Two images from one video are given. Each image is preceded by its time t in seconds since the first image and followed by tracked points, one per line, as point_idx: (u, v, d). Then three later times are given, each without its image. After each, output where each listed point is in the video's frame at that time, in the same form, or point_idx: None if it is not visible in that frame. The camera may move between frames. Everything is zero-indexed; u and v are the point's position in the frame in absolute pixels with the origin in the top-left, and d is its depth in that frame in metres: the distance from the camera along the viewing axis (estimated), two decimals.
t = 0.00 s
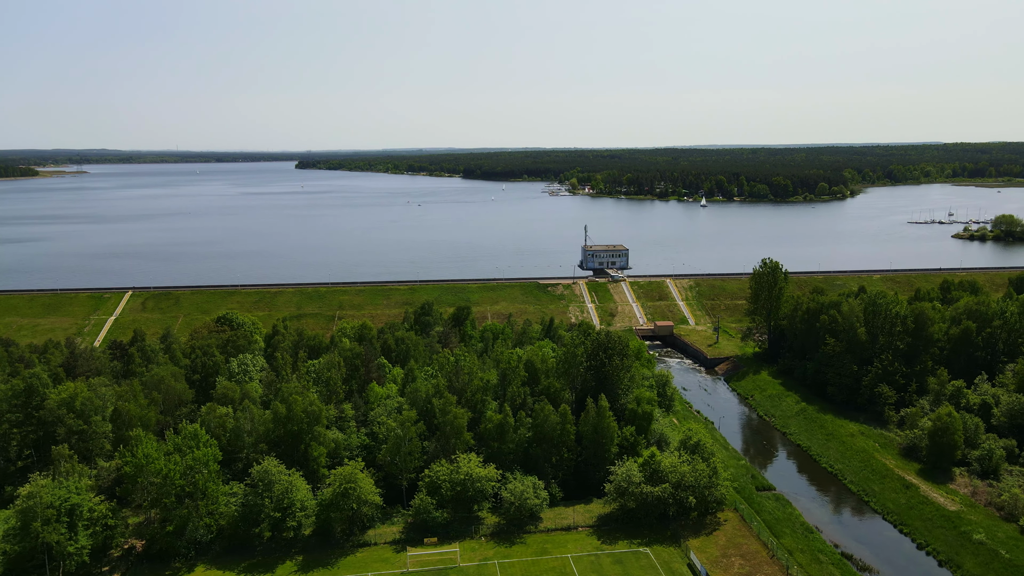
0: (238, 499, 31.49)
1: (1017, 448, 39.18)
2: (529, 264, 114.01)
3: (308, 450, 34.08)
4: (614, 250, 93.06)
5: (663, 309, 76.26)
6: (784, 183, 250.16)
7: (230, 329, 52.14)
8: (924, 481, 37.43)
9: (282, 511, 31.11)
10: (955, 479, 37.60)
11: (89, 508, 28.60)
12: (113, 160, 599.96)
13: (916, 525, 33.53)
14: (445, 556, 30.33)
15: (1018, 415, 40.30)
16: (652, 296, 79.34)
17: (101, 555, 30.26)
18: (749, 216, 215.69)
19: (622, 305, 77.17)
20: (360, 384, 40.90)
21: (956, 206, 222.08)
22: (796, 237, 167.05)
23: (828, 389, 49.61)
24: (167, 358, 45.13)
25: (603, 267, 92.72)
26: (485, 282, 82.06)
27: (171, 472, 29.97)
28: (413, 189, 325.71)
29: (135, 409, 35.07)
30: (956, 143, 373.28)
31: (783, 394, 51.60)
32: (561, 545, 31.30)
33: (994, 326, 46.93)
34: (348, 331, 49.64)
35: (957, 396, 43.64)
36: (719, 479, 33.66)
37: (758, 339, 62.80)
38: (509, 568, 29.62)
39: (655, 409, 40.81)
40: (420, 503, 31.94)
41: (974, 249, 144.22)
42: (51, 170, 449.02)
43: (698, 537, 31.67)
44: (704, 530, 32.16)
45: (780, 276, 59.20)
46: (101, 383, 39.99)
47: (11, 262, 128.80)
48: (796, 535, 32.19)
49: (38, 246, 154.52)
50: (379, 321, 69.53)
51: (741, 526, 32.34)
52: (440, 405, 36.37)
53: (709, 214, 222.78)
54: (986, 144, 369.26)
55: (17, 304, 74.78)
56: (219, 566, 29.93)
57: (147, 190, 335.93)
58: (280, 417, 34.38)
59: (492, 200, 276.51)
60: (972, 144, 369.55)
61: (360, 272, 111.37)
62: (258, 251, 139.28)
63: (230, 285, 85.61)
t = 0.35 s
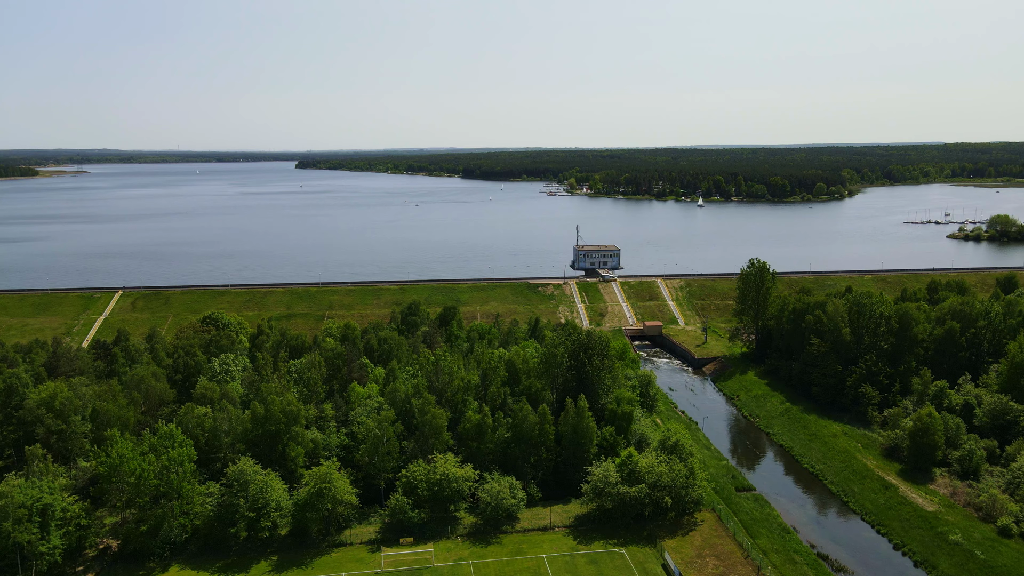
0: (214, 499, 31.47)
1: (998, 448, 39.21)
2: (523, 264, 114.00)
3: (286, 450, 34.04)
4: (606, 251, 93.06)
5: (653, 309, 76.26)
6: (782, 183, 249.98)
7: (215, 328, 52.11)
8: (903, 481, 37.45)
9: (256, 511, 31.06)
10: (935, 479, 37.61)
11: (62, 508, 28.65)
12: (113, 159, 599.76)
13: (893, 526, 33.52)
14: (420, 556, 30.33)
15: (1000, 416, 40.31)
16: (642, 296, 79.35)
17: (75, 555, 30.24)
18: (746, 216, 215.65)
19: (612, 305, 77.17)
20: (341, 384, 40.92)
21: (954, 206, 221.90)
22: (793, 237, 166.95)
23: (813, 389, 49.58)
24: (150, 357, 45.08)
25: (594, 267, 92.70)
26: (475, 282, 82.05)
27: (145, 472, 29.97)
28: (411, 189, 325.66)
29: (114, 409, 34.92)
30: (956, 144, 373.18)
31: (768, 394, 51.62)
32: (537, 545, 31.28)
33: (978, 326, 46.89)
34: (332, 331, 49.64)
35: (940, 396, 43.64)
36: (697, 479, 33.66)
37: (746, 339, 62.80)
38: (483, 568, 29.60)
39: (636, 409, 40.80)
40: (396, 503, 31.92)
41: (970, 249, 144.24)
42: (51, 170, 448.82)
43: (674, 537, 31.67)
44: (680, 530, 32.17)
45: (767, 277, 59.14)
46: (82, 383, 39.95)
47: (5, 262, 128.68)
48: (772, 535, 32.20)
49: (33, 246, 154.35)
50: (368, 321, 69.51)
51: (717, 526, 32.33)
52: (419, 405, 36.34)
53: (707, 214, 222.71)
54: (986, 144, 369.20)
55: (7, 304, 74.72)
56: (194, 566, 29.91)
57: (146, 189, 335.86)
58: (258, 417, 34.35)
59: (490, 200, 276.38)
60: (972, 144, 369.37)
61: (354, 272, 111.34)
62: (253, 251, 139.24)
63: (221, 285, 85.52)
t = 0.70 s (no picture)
0: (190, 498, 31.46)
1: (980, 448, 39.18)
2: (517, 264, 114.05)
3: (264, 449, 34.04)
4: (599, 251, 93.10)
5: (644, 309, 76.23)
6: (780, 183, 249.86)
7: (200, 328, 52.15)
8: (884, 481, 37.42)
9: (232, 511, 31.05)
10: (915, 480, 37.56)
11: (35, 507, 28.62)
12: (113, 159, 599.80)
13: (871, 526, 33.48)
14: (395, 556, 30.30)
15: (982, 416, 40.25)
16: (633, 296, 79.36)
17: (51, 555, 30.19)
18: (744, 216, 215.61)
19: (603, 305, 77.18)
20: (323, 384, 40.93)
21: (952, 207, 221.67)
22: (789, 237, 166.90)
23: (798, 389, 49.50)
24: (134, 357, 45.09)
25: (587, 267, 92.74)
26: (466, 282, 82.05)
27: (120, 472, 29.96)
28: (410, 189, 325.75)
29: (93, 409, 34.83)
30: (957, 144, 372.95)
31: (754, 395, 51.58)
32: (513, 545, 31.29)
33: (962, 326, 46.83)
34: (317, 331, 49.68)
35: (923, 397, 43.58)
36: (674, 479, 33.66)
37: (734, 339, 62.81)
38: (458, 568, 29.58)
39: (617, 409, 40.83)
40: (372, 503, 31.91)
41: (965, 249, 144.27)
42: (51, 170, 449.02)
43: (650, 538, 31.66)
44: (657, 531, 32.15)
45: (755, 277, 59.11)
46: (63, 383, 39.86)
47: None
48: (749, 535, 32.18)
49: (29, 246, 154.30)
50: (358, 321, 69.56)
51: (694, 527, 32.30)
52: (398, 405, 36.32)
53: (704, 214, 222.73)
54: (987, 144, 368.91)
55: None
56: (169, 566, 29.90)
57: (145, 189, 335.90)
58: (236, 417, 34.30)
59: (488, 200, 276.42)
60: (973, 144, 369.16)
61: (348, 272, 111.34)
62: (248, 251, 139.16)
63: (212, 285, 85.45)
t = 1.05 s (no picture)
0: (166, 499, 31.46)
1: (962, 449, 39.07)
2: (511, 264, 114.06)
3: (242, 449, 34.06)
4: (591, 251, 93.13)
5: (634, 309, 76.27)
6: (778, 183, 249.84)
7: (186, 328, 52.13)
8: (864, 482, 37.36)
9: (207, 512, 31.04)
10: (896, 481, 37.49)
11: (10, 507, 28.62)
12: (113, 159, 599.96)
13: (848, 527, 33.45)
14: (370, 556, 30.29)
15: (965, 417, 40.18)
16: (624, 296, 79.39)
17: (27, 554, 30.14)
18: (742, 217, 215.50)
19: (593, 305, 77.21)
20: (305, 384, 40.94)
21: (951, 207, 221.54)
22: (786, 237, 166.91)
23: (783, 390, 49.48)
24: (118, 357, 45.04)
25: (579, 267, 92.81)
26: (458, 282, 82.06)
27: (95, 472, 29.98)
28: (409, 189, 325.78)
29: (72, 409, 34.75)
30: (958, 144, 372.84)
31: (739, 395, 51.57)
32: (489, 546, 31.29)
33: (947, 326, 46.80)
34: (302, 331, 49.72)
35: (907, 397, 43.53)
36: (651, 480, 33.64)
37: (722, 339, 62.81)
38: (432, 568, 29.57)
39: (599, 409, 40.85)
40: (348, 503, 31.91)
41: (962, 249, 144.16)
42: (52, 170, 449.59)
43: (626, 538, 31.65)
44: (633, 531, 32.12)
45: (743, 277, 59.11)
46: (44, 382, 39.78)
47: None
48: (725, 536, 32.18)
49: (25, 246, 154.29)
50: (348, 321, 69.58)
51: (670, 527, 32.25)
52: (377, 405, 36.31)
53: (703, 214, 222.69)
54: (988, 144, 368.77)
55: None
56: (144, 566, 29.90)
57: (145, 189, 336.09)
58: (214, 417, 34.28)
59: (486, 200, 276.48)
60: (974, 144, 369.04)
61: (342, 272, 111.35)
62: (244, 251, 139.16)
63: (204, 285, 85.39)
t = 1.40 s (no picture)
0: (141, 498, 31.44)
1: (943, 450, 39.01)
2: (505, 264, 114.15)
3: (220, 449, 34.06)
4: (582, 252, 92.99)
5: (624, 309, 76.36)
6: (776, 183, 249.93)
7: (172, 328, 52.13)
8: (845, 483, 37.30)
9: (182, 511, 31.01)
10: (876, 482, 37.41)
11: None
12: (114, 159, 599.99)
13: (826, 528, 33.40)
14: (345, 556, 30.29)
15: (946, 417, 40.17)
16: (615, 296, 79.49)
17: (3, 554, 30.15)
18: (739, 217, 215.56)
19: (583, 305, 77.32)
20: (287, 384, 40.94)
21: (949, 207, 221.65)
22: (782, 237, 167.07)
23: (768, 390, 49.42)
24: (101, 357, 45.03)
25: (571, 267, 92.91)
26: (448, 282, 82.17)
27: (69, 472, 29.97)
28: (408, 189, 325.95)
29: (50, 409, 34.71)
30: (958, 144, 372.90)
31: (725, 396, 51.52)
32: (465, 546, 31.31)
33: (931, 326, 46.84)
34: (286, 331, 49.69)
35: (890, 398, 43.48)
36: (629, 480, 33.59)
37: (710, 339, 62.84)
38: (407, 568, 29.56)
39: (580, 409, 40.86)
40: (325, 503, 31.91)
41: (957, 249, 144.28)
42: (52, 170, 449.10)
43: (602, 539, 31.60)
44: (610, 532, 32.08)
45: (730, 277, 59.16)
46: (25, 383, 39.75)
47: None
48: (701, 537, 32.19)
49: (21, 246, 154.20)
50: (338, 321, 69.61)
51: (647, 528, 32.22)
52: (357, 405, 36.31)
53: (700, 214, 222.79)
54: (988, 145, 369.03)
55: None
56: (118, 566, 29.89)
57: (145, 189, 336.32)
58: (192, 417, 34.26)
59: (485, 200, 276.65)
60: (975, 144, 369.26)
61: (336, 272, 111.41)
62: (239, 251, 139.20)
63: (195, 285, 85.36)
